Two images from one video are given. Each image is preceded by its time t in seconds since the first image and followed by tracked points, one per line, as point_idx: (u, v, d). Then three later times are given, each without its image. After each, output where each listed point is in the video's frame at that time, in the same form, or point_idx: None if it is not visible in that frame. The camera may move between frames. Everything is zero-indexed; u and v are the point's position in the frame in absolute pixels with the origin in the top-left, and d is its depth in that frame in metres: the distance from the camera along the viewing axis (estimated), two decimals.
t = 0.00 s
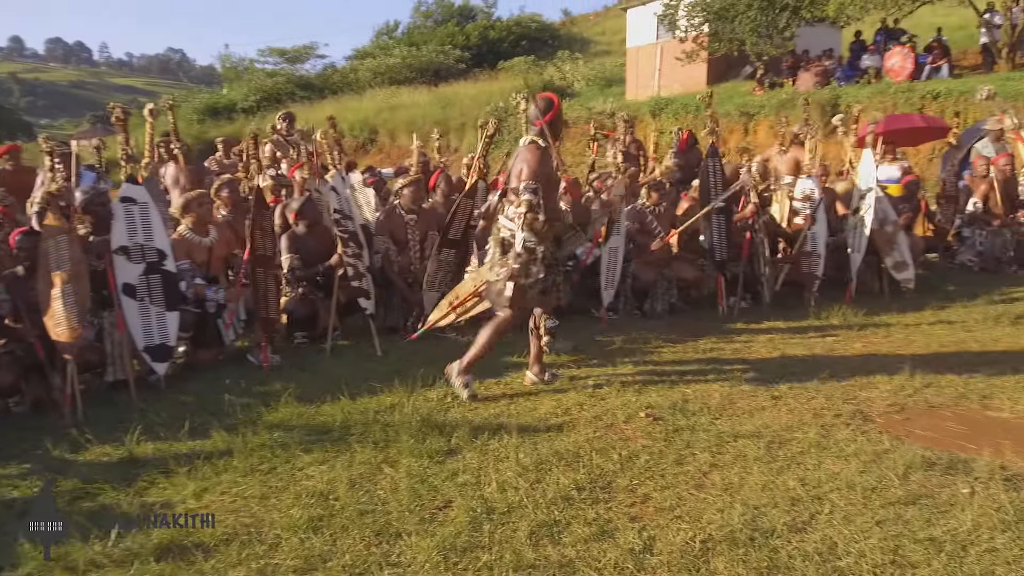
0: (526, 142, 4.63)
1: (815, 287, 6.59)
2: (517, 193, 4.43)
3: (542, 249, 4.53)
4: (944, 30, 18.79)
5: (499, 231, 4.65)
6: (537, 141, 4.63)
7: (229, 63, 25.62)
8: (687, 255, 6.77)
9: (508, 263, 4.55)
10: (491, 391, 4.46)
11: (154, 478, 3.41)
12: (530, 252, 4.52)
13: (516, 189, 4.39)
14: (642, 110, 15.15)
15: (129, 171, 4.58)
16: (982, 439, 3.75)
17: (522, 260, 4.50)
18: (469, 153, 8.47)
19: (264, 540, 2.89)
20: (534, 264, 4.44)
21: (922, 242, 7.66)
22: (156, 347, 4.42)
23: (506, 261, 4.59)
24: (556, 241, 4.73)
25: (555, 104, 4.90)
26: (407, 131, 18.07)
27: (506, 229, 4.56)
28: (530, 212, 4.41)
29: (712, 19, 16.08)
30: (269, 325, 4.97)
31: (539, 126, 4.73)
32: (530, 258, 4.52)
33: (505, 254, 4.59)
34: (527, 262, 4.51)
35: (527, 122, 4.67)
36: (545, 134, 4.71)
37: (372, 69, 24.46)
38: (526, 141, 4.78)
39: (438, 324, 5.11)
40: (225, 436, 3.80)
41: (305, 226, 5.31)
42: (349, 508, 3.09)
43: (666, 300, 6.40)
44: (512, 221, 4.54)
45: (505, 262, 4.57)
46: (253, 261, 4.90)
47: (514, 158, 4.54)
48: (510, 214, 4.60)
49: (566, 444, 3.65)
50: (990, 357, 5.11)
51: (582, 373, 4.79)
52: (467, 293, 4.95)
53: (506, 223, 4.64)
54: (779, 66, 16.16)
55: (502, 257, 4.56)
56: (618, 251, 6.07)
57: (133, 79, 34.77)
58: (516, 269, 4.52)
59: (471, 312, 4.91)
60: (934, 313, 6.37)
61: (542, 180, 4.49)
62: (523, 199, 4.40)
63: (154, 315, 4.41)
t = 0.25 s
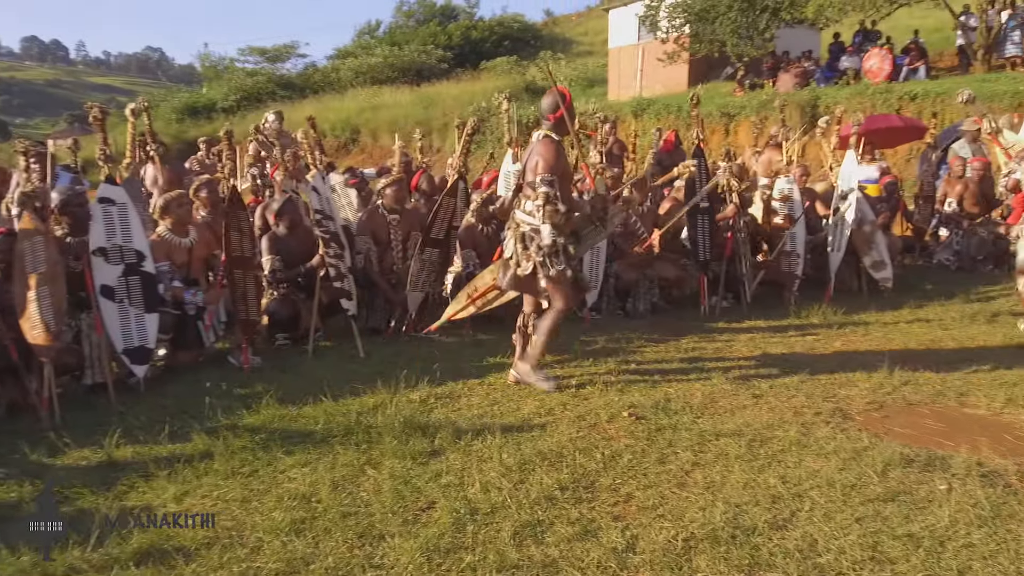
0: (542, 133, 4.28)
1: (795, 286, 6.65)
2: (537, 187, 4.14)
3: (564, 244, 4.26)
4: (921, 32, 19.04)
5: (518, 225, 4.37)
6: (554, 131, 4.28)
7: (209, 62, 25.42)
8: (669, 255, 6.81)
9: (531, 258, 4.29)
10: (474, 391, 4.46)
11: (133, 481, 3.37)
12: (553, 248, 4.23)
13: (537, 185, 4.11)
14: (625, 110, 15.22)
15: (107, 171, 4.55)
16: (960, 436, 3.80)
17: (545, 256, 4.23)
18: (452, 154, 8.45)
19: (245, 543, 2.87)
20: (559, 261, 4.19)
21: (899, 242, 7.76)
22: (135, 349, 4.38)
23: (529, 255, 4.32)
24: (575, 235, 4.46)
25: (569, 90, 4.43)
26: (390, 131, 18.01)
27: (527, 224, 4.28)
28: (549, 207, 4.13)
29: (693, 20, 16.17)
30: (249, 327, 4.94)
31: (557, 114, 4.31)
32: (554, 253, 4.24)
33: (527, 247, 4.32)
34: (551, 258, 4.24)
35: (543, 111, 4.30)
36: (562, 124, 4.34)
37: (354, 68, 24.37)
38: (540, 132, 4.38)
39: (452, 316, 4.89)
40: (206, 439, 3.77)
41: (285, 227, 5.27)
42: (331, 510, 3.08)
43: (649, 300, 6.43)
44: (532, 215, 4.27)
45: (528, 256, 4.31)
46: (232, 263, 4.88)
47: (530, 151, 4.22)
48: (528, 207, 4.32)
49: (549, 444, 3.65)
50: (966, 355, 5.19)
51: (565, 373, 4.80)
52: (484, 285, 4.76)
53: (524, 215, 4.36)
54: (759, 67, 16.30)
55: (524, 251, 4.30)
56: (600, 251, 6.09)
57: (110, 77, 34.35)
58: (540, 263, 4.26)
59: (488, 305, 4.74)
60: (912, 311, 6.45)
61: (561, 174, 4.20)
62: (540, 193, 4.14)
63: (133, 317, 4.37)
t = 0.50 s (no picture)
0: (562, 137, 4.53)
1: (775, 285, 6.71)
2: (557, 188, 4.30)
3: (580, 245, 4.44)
4: (898, 34, 19.28)
5: (535, 227, 4.47)
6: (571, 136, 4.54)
7: (189, 61, 25.18)
8: (651, 255, 6.84)
9: (548, 260, 4.39)
10: (457, 392, 4.44)
11: (111, 486, 3.33)
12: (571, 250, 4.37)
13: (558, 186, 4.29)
14: (607, 111, 15.27)
15: (83, 172, 4.49)
16: (937, 433, 3.85)
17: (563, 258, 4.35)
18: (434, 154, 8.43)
19: (225, 547, 2.85)
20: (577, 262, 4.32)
21: (878, 242, 7.82)
22: (113, 352, 4.32)
23: (544, 258, 4.43)
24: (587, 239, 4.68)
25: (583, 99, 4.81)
26: (371, 130, 17.93)
27: (545, 226, 4.40)
28: (566, 208, 4.30)
29: (675, 21, 16.25)
30: (229, 328, 4.89)
31: (575, 119, 4.61)
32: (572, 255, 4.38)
33: (544, 250, 4.43)
34: (569, 259, 4.38)
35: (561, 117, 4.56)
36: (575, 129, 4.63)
37: (335, 68, 24.25)
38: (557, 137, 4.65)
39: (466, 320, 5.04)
40: (186, 442, 3.73)
41: (265, 228, 5.22)
42: (313, 512, 3.06)
43: (631, 300, 6.45)
44: (548, 217, 4.38)
45: (545, 259, 4.41)
46: (211, 264, 4.82)
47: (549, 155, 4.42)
48: (544, 210, 4.45)
49: (532, 444, 3.65)
50: (942, 353, 5.26)
51: (548, 373, 4.80)
52: (497, 289, 4.94)
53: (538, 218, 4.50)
54: (739, 68, 16.43)
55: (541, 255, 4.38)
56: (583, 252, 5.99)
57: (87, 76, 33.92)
58: (557, 265, 4.37)
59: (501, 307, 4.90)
60: (890, 310, 6.53)
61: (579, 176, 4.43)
62: (557, 195, 4.29)
63: (109, 319, 4.30)
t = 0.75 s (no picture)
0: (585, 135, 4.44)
1: (755, 285, 6.78)
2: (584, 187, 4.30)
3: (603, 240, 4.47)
4: (876, 36, 19.53)
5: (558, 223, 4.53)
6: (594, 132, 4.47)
7: (167, 60, 24.93)
8: (632, 256, 6.89)
9: (574, 254, 4.45)
10: (438, 393, 4.44)
11: (87, 491, 3.28)
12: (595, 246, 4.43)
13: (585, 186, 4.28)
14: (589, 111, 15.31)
15: (57, 173, 4.42)
16: (914, 430, 3.91)
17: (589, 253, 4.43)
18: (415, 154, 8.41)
19: (204, 552, 2.82)
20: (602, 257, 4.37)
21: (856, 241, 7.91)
22: (89, 355, 4.26)
23: (569, 253, 4.49)
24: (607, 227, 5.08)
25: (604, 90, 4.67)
26: (352, 130, 17.84)
27: (569, 221, 4.46)
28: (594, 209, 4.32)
29: (655, 22, 16.33)
30: (209, 330, 4.84)
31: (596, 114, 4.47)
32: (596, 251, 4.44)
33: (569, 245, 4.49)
34: (593, 254, 4.43)
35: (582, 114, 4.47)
36: (600, 123, 4.51)
37: (316, 67, 24.12)
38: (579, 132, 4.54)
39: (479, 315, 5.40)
40: (164, 446, 3.69)
41: (244, 228, 5.19)
42: (293, 516, 3.04)
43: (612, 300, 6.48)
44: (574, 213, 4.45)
45: (570, 253, 4.47)
46: (191, 266, 4.76)
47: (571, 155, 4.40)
48: (568, 207, 4.52)
49: (514, 445, 3.65)
50: (920, 351, 5.34)
51: (530, 373, 4.80)
52: (509, 285, 5.34)
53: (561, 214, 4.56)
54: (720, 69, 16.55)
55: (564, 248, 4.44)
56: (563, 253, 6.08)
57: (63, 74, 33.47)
58: (582, 259, 4.43)
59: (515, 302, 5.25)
60: (868, 309, 6.61)
61: (607, 173, 4.38)
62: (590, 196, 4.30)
63: (86, 322, 4.24)
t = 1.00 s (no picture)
0: (593, 138, 4.57)
1: (731, 285, 6.83)
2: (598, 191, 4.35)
3: (608, 242, 4.62)
4: (849, 38, 19.81)
5: (566, 223, 4.64)
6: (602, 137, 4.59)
7: (140, 58, 24.64)
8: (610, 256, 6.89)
9: (579, 254, 4.54)
10: (414, 395, 4.42)
11: (57, 498, 3.23)
12: (600, 246, 4.55)
13: (602, 191, 4.32)
14: (566, 112, 15.37)
15: (24, 174, 4.33)
16: (884, 428, 3.98)
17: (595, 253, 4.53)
18: (392, 154, 8.38)
19: (178, 557, 2.80)
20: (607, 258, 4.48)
21: (829, 242, 8.03)
22: (59, 359, 4.19)
23: (574, 251, 4.59)
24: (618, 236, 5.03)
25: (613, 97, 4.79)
26: (329, 129, 17.73)
27: (579, 221, 4.57)
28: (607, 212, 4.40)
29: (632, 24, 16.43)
30: (183, 333, 4.77)
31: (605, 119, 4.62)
32: (602, 251, 4.56)
33: (575, 244, 4.58)
34: (597, 254, 4.54)
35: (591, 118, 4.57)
36: (607, 127, 4.68)
37: (292, 66, 23.95)
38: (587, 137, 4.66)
39: (490, 318, 5.19)
40: (137, 451, 3.65)
41: (219, 229, 5.16)
42: (268, 520, 3.02)
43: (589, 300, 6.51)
44: (584, 214, 4.56)
45: (575, 252, 4.57)
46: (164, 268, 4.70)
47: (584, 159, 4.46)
48: (577, 208, 4.64)
49: (491, 446, 3.66)
50: (891, 348, 5.43)
51: (507, 374, 4.81)
52: (519, 287, 5.16)
53: (569, 215, 4.67)
54: (696, 70, 16.69)
55: (570, 247, 4.54)
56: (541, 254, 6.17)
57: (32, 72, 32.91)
58: (587, 259, 4.55)
59: (526, 305, 5.11)
60: (840, 308, 6.71)
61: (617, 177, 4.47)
62: (609, 200, 4.33)
63: (55, 325, 4.18)
